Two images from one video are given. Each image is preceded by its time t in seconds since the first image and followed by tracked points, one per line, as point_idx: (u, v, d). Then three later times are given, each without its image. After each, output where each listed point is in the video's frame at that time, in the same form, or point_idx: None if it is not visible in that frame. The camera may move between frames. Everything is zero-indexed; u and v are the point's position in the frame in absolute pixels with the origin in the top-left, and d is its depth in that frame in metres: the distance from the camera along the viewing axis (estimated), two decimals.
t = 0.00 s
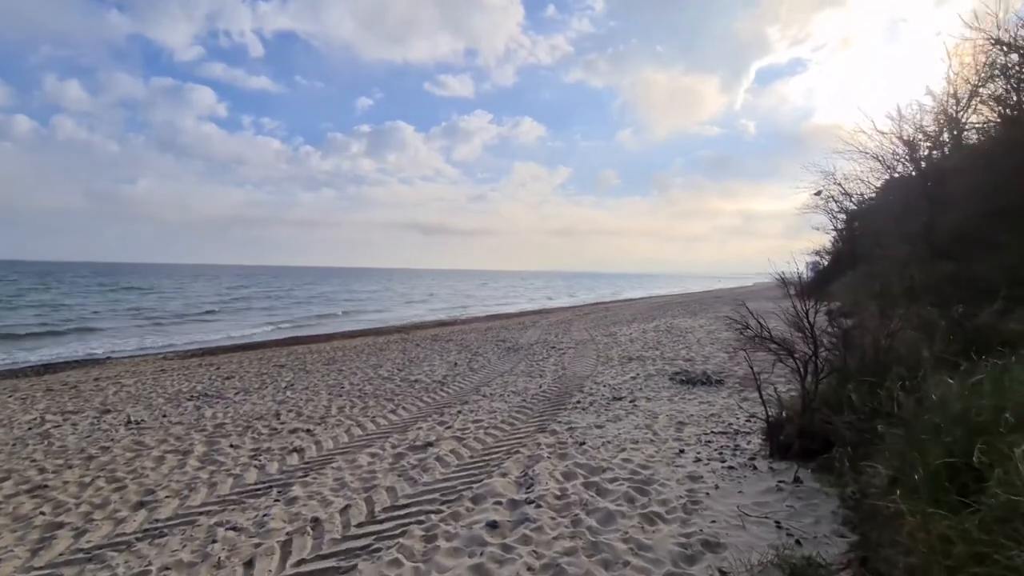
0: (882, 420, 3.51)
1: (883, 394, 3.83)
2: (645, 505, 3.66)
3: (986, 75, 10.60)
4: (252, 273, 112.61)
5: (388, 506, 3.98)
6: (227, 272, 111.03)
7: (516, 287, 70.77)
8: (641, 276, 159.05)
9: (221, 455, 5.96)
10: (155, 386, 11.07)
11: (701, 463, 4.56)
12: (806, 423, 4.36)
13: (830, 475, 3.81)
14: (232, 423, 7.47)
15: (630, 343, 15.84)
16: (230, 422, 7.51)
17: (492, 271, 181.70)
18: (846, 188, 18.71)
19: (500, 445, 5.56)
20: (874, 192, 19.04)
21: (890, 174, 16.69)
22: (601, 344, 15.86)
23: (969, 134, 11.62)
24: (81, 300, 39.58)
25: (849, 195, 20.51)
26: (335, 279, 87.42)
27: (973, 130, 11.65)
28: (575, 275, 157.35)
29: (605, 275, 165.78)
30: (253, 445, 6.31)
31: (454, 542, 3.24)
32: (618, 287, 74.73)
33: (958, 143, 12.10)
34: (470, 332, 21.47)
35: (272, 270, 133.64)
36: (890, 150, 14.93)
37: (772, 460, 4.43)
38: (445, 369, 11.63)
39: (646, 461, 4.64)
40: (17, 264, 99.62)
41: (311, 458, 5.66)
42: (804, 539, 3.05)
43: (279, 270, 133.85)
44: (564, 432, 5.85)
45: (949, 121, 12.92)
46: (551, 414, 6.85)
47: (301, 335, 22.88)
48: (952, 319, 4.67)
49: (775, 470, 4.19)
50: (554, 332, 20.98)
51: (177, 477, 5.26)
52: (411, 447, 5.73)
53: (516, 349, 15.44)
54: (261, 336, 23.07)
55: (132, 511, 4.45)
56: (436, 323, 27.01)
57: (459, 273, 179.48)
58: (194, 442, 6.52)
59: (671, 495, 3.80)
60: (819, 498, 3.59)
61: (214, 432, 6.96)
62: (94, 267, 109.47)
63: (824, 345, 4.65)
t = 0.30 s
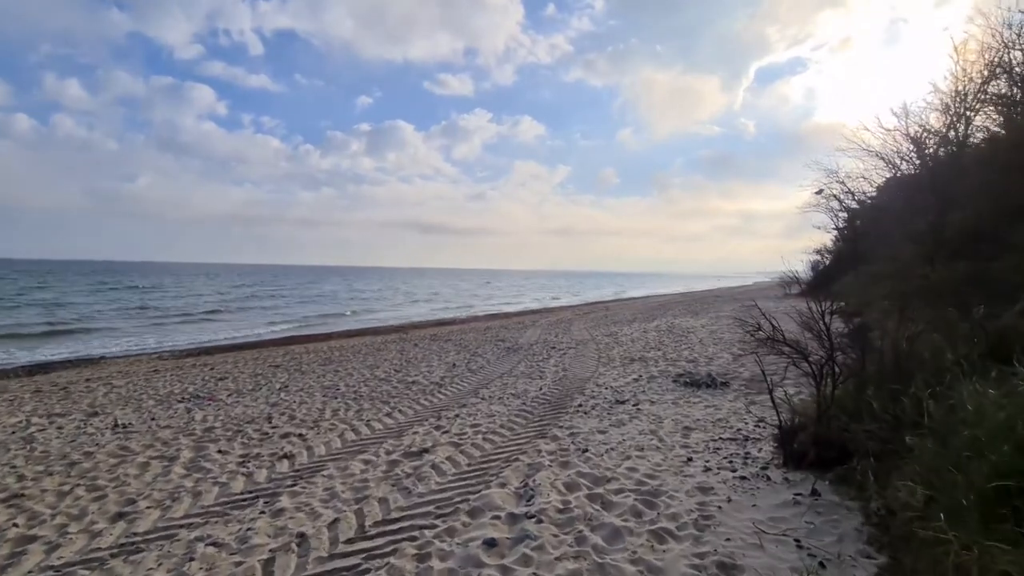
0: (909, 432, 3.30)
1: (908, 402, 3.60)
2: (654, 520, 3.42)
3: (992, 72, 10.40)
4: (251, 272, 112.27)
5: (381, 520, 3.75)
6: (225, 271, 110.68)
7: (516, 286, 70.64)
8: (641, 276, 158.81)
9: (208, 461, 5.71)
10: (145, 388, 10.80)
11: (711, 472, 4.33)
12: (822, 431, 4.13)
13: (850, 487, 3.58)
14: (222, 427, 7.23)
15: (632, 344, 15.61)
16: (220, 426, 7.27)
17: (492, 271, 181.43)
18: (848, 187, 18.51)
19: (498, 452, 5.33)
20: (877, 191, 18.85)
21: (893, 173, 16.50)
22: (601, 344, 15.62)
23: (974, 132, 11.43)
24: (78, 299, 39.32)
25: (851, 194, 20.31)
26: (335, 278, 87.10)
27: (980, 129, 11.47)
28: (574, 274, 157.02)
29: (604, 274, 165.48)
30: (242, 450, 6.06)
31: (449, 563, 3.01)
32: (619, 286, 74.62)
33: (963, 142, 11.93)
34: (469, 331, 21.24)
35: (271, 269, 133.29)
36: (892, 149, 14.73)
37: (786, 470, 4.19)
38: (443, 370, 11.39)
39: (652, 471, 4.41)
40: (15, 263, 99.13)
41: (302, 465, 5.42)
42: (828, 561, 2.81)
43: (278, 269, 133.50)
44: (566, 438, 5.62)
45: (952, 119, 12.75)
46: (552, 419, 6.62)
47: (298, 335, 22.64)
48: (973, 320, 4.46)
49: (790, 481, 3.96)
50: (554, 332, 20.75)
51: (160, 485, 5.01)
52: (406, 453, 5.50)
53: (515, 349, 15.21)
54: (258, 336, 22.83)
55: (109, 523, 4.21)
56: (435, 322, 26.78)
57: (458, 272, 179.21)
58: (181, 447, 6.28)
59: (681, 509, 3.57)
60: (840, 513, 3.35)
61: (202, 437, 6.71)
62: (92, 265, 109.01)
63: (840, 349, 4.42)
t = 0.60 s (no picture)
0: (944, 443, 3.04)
1: (942, 409, 3.32)
2: (665, 536, 3.15)
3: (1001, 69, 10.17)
4: (253, 272, 112.35)
5: (371, 533, 3.49)
6: (227, 271, 110.73)
7: (519, 287, 70.50)
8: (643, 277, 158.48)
9: (194, 466, 5.46)
10: (139, 388, 10.58)
11: (723, 482, 4.06)
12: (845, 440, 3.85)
13: (877, 501, 3.30)
14: (213, 429, 6.99)
15: (636, 345, 15.31)
16: (210, 428, 7.03)
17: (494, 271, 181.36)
18: (855, 186, 18.21)
19: (498, 458, 5.07)
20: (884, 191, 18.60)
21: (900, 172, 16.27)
22: (605, 345, 15.36)
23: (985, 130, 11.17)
24: (80, 299, 39.25)
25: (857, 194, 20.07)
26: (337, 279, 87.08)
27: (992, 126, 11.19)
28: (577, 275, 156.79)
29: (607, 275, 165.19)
30: (231, 454, 5.82)
31: None
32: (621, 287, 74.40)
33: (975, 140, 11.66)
34: (470, 332, 21.01)
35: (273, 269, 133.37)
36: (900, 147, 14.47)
37: (805, 480, 3.90)
38: (443, 371, 11.16)
39: (661, 480, 4.13)
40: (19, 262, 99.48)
41: (292, 471, 5.17)
42: None
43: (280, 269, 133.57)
44: (569, 444, 5.35)
45: (961, 116, 12.49)
46: (555, 422, 6.35)
47: (298, 335, 22.44)
48: (1002, 320, 4.19)
49: (810, 492, 3.68)
50: (556, 333, 20.48)
51: (142, 493, 4.76)
52: (401, 459, 5.24)
53: (517, 350, 14.96)
54: (258, 336, 22.64)
55: (83, 533, 3.96)
56: (436, 323, 26.60)
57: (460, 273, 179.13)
58: (168, 451, 6.04)
59: (694, 524, 3.29)
60: (868, 529, 3.07)
61: (191, 440, 6.47)
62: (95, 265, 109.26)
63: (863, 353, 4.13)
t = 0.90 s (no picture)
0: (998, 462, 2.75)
1: (993, 423, 3.00)
2: (686, 562, 2.88)
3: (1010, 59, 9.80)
4: (268, 273, 113.48)
5: (369, 552, 3.27)
6: (242, 271, 111.98)
7: (531, 287, 70.29)
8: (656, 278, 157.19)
9: (194, 472, 5.31)
10: (147, 389, 10.53)
11: (748, 498, 3.77)
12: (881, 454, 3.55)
13: (921, 524, 2.99)
14: (216, 433, 6.85)
15: (649, 347, 14.97)
16: (213, 432, 6.88)
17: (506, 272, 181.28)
18: (876, 184, 17.66)
19: (506, 468, 4.82)
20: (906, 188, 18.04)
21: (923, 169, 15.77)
22: (618, 347, 15.05)
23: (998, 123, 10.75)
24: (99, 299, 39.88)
25: (878, 192, 19.52)
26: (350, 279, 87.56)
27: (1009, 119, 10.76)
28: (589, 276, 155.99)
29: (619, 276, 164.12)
30: (232, 460, 5.65)
31: None
32: (634, 288, 73.77)
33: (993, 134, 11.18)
34: (482, 333, 20.82)
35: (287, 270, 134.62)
36: (921, 143, 13.99)
37: (837, 498, 3.59)
38: (453, 373, 10.95)
39: (680, 495, 3.86)
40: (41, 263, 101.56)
41: (293, 479, 4.99)
42: None
43: (294, 269, 134.75)
44: (580, 453, 5.08)
45: (983, 109, 12.00)
46: (566, 429, 6.10)
47: (309, 335, 22.43)
48: None
49: (843, 511, 3.39)
50: (568, 334, 20.21)
51: (138, 501, 4.61)
52: (405, 467, 5.02)
53: (528, 351, 14.71)
54: (270, 336, 22.68)
55: (72, 545, 3.80)
56: (448, 323, 26.48)
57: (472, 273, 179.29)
58: (168, 456, 5.89)
59: (718, 547, 3.01)
60: (914, 557, 2.77)
61: (194, 444, 6.33)
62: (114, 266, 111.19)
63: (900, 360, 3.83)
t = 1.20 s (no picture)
0: None
1: None
2: None
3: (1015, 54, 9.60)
4: (268, 272, 113.25)
5: (357, 568, 3.05)
6: (242, 270, 111.76)
7: (532, 288, 70.14)
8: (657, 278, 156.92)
9: (180, 478, 5.08)
10: (139, 389, 10.30)
11: (763, 510, 3.54)
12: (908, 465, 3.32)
13: (955, 542, 2.76)
14: (206, 436, 6.62)
15: (652, 348, 14.73)
16: (203, 434, 6.66)
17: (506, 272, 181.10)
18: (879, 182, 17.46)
19: (506, 474, 4.60)
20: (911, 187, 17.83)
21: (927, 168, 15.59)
22: (620, 348, 14.83)
23: (1004, 120, 10.56)
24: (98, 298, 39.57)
25: (882, 192, 19.32)
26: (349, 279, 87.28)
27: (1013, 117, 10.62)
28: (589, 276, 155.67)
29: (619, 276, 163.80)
30: (220, 465, 5.43)
31: None
32: (635, 289, 73.52)
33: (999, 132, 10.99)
34: (481, 333, 20.60)
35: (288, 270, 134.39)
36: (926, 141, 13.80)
37: (860, 511, 3.37)
38: (452, 375, 10.72)
39: (691, 506, 3.63)
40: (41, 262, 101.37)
41: (283, 485, 4.76)
42: None
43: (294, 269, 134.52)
44: (583, 460, 4.85)
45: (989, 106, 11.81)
46: (568, 433, 5.87)
47: (307, 335, 22.18)
48: None
49: (867, 526, 3.17)
50: (569, 334, 19.94)
51: (119, 509, 4.38)
52: (400, 473, 4.80)
53: (529, 352, 14.48)
54: (267, 336, 22.44)
55: (44, 557, 3.57)
56: (447, 323, 26.27)
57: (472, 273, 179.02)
58: (155, 460, 5.67)
59: (734, 566, 2.79)
60: None
61: (182, 447, 6.10)
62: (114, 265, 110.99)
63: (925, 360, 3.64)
